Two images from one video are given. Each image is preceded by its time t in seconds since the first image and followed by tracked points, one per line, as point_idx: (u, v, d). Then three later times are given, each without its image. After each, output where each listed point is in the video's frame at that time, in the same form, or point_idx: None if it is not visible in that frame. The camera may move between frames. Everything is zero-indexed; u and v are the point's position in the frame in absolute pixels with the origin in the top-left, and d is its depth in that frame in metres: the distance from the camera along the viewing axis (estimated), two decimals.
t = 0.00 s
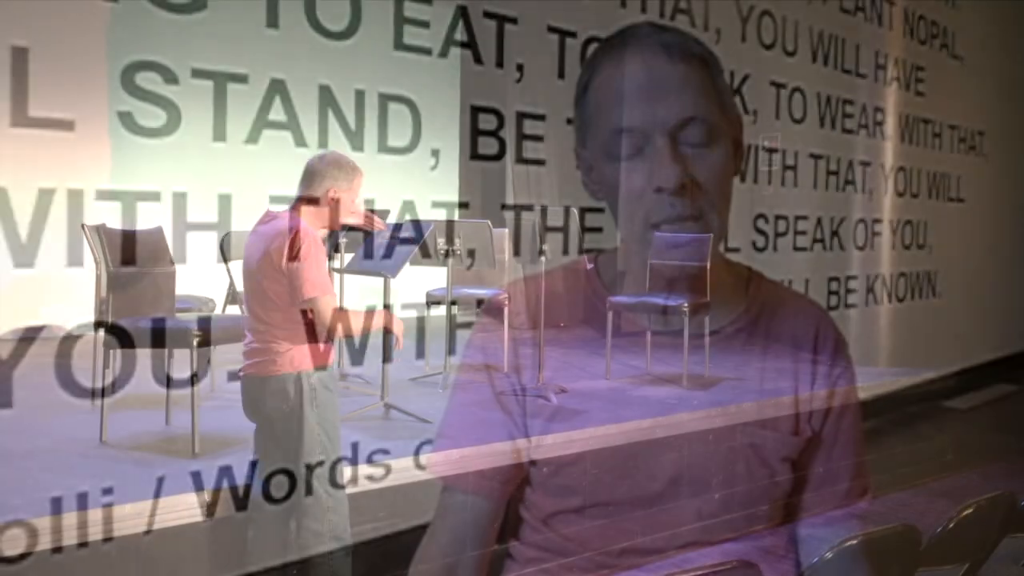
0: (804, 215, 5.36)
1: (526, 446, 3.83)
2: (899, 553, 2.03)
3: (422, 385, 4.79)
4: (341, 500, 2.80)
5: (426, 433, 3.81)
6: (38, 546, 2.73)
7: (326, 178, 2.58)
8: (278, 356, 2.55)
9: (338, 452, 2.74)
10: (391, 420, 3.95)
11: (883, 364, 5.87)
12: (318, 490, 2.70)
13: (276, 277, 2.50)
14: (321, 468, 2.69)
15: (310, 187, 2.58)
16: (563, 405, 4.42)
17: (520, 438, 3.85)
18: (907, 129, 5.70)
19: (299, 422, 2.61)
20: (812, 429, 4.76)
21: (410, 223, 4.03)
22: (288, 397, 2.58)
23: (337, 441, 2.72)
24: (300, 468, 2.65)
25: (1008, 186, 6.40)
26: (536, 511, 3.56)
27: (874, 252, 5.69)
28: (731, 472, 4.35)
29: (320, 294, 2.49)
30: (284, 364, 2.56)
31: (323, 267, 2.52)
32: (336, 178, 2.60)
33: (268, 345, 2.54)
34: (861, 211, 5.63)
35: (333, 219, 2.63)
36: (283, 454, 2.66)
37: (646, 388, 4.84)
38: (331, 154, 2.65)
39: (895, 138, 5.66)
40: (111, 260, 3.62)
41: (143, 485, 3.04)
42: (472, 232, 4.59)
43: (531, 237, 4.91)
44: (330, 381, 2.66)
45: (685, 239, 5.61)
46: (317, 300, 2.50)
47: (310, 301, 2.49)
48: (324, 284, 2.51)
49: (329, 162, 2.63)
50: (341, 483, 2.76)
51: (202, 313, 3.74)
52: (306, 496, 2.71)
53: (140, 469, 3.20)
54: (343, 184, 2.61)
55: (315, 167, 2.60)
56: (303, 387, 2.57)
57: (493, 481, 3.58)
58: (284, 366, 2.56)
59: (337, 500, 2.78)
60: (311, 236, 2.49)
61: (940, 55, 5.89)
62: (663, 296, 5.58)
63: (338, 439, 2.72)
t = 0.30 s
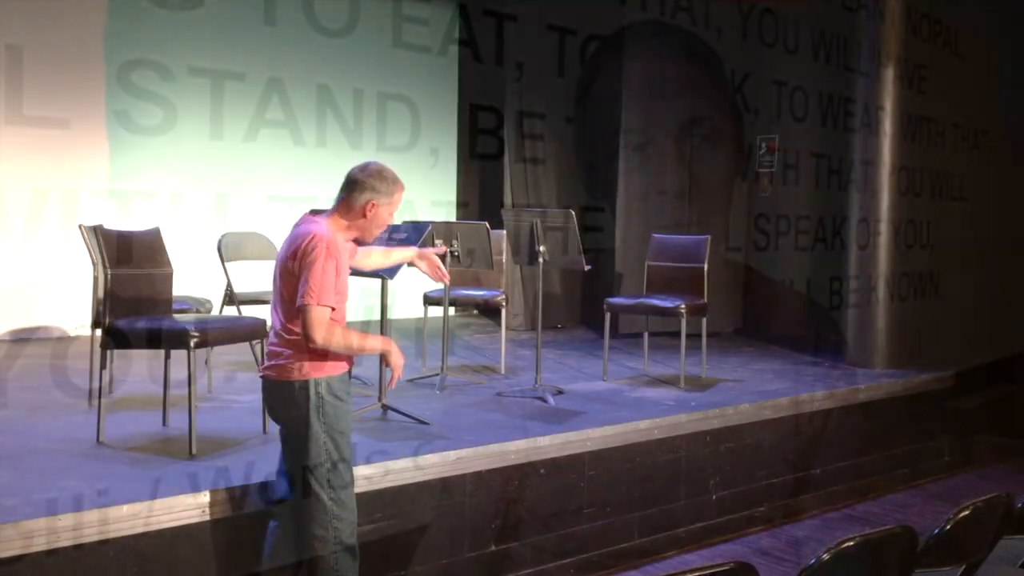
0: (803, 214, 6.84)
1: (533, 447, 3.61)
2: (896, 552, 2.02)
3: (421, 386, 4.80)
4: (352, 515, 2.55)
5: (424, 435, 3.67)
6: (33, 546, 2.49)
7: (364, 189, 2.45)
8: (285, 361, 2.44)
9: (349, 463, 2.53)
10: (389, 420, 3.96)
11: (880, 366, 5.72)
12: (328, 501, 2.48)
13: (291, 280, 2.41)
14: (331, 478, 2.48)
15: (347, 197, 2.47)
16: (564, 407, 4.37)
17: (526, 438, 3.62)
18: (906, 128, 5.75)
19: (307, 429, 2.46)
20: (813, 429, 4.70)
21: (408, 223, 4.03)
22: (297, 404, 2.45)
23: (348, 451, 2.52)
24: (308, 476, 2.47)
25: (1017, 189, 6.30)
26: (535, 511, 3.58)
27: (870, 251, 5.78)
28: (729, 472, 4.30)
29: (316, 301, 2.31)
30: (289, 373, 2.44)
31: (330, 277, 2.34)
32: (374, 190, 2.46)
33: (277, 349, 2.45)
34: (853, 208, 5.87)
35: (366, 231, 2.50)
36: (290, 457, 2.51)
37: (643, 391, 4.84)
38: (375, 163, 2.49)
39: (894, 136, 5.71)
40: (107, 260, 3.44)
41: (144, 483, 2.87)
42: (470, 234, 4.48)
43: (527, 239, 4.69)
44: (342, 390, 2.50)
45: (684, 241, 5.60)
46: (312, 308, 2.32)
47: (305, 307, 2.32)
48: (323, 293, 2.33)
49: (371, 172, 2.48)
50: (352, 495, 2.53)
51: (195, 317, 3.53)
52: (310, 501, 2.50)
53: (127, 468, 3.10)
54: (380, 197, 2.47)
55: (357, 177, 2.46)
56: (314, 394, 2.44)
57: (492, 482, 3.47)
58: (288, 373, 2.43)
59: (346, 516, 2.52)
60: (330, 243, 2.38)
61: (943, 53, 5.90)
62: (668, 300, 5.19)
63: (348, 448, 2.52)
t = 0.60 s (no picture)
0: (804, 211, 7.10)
1: (530, 448, 3.60)
2: (892, 551, 2.02)
3: (418, 387, 4.80)
4: (360, 521, 2.53)
5: (421, 436, 3.66)
6: (28, 546, 2.49)
7: (401, 197, 2.49)
8: (298, 359, 2.47)
9: (356, 469, 2.52)
10: (385, 421, 3.96)
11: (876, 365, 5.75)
12: (330, 506, 2.48)
13: (312, 279, 2.44)
14: (335, 484, 2.48)
15: (382, 204, 2.51)
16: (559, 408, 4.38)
17: (524, 439, 3.60)
18: (903, 128, 5.75)
19: (312, 433, 2.48)
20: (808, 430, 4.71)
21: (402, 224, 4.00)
22: (303, 409, 2.48)
23: (355, 456, 2.51)
24: (312, 480, 2.48)
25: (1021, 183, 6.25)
26: (532, 512, 3.58)
27: (866, 251, 5.79)
28: (725, 472, 4.31)
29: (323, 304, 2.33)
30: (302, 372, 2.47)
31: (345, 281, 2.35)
32: (409, 200, 2.50)
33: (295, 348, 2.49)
34: (848, 207, 5.88)
35: (397, 240, 2.53)
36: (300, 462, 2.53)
37: (640, 391, 4.85)
38: (414, 175, 2.55)
39: (890, 135, 5.72)
40: (104, 261, 3.43)
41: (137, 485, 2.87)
42: (466, 235, 4.47)
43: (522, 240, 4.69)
44: (352, 396, 2.50)
45: (678, 243, 5.61)
46: (319, 308, 2.34)
47: (312, 306, 2.34)
48: (332, 296, 2.34)
49: (409, 183, 2.53)
50: (358, 501, 2.51)
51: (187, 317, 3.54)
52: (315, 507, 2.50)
53: (126, 468, 3.11)
54: (415, 207, 2.51)
55: (395, 185, 2.51)
56: (318, 399, 2.46)
57: (488, 483, 3.47)
58: (301, 372, 2.46)
59: (352, 521, 2.50)
60: (351, 247, 2.40)
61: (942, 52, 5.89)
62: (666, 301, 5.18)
63: (355, 453, 2.51)
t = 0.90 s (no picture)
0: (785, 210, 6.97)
1: (521, 447, 3.60)
2: (883, 551, 2.03)
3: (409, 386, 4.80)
4: (366, 521, 2.57)
5: (412, 436, 3.66)
6: (21, 545, 2.48)
7: (417, 206, 2.51)
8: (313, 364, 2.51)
9: (362, 469, 2.55)
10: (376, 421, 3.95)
11: (866, 365, 5.78)
12: (334, 507, 2.53)
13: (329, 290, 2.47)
14: (340, 485, 2.54)
15: (397, 213, 2.52)
16: (549, 407, 4.39)
17: (514, 438, 3.61)
18: (893, 128, 5.77)
19: (316, 435, 2.53)
20: (797, 430, 4.73)
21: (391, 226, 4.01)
22: (309, 410, 2.53)
23: (360, 458, 2.54)
24: (318, 479, 2.55)
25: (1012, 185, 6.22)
26: (524, 510, 3.59)
27: (856, 250, 5.81)
28: (715, 471, 4.32)
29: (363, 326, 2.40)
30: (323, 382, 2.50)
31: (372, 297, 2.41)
32: (424, 208, 2.52)
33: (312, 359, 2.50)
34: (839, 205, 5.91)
35: (410, 247, 2.56)
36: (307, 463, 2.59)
37: (630, 390, 4.86)
38: (432, 182, 2.56)
39: (880, 134, 5.74)
40: (94, 261, 3.43)
41: (128, 486, 2.88)
42: (456, 235, 4.47)
43: (513, 239, 4.70)
44: (358, 397, 2.53)
45: (669, 242, 5.62)
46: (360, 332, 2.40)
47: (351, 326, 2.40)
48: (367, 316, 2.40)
49: (425, 190, 2.54)
50: (363, 502, 2.55)
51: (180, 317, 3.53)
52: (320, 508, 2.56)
53: (115, 468, 3.10)
54: (431, 216, 2.53)
55: (409, 193, 2.52)
56: (322, 401, 2.50)
57: (480, 482, 3.47)
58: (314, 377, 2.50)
59: (358, 521, 2.55)
60: (369, 259, 2.43)
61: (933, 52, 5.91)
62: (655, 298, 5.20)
63: (359, 455, 2.54)
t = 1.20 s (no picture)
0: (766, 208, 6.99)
1: (503, 444, 3.60)
2: (862, 546, 2.05)
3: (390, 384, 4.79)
4: (363, 518, 2.61)
5: (394, 433, 3.66)
6: None
7: (428, 211, 2.53)
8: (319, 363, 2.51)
9: (362, 466, 2.58)
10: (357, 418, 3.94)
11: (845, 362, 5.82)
12: (334, 502, 2.57)
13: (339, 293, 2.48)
14: (340, 481, 2.57)
15: (406, 217, 2.54)
16: (531, 404, 4.40)
17: (496, 435, 3.61)
18: (871, 127, 5.80)
19: (318, 430, 2.55)
20: (777, 426, 4.76)
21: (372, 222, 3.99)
22: (310, 404, 2.55)
23: (361, 454, 2.57)
24: (318, 474, 2.57)
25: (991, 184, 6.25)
26: (505, 507, 3.59)
27: (835, 248, 5.85)
28: (696, 467, 4.34)
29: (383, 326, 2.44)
30: (332, 379, 2.51)
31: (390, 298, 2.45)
32: (434, 212, 2.55)
33: (321, 359, 2.51)
34: (818, 204, 5.93)
35: (418, 251, 2.57)
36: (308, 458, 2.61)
37: (612, 387, 4.87)
38: (440, 189, 2.58)
39: (859, 133, 5.77)
40: (72, 258, 3.40)
41: (106, 484, 2.86)
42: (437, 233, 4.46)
43: (494, 236, 4.69)
44: (362, 394, 2.56)
45: (650, 239, 5.63)
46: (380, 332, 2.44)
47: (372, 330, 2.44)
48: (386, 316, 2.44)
49: (435, 196, 2.57)
50: (362, 498, 2.59)
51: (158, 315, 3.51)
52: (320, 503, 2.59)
53: (93, 466, 3.08)
54: (441, 220, 2.55)
55: (419, 198, 2.55)
56: (325, 397, 2.52)
57: (460, 479, 3.46)
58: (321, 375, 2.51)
59: (356, 516, 2.59)
60: (383, 265, 2.46)
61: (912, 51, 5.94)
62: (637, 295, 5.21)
63: (360, 451, 2.57)
